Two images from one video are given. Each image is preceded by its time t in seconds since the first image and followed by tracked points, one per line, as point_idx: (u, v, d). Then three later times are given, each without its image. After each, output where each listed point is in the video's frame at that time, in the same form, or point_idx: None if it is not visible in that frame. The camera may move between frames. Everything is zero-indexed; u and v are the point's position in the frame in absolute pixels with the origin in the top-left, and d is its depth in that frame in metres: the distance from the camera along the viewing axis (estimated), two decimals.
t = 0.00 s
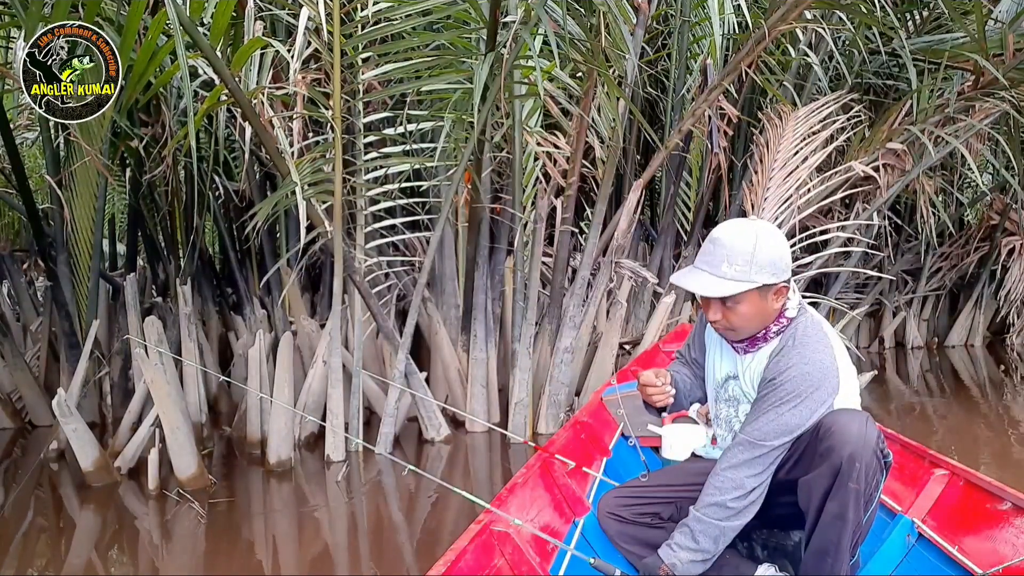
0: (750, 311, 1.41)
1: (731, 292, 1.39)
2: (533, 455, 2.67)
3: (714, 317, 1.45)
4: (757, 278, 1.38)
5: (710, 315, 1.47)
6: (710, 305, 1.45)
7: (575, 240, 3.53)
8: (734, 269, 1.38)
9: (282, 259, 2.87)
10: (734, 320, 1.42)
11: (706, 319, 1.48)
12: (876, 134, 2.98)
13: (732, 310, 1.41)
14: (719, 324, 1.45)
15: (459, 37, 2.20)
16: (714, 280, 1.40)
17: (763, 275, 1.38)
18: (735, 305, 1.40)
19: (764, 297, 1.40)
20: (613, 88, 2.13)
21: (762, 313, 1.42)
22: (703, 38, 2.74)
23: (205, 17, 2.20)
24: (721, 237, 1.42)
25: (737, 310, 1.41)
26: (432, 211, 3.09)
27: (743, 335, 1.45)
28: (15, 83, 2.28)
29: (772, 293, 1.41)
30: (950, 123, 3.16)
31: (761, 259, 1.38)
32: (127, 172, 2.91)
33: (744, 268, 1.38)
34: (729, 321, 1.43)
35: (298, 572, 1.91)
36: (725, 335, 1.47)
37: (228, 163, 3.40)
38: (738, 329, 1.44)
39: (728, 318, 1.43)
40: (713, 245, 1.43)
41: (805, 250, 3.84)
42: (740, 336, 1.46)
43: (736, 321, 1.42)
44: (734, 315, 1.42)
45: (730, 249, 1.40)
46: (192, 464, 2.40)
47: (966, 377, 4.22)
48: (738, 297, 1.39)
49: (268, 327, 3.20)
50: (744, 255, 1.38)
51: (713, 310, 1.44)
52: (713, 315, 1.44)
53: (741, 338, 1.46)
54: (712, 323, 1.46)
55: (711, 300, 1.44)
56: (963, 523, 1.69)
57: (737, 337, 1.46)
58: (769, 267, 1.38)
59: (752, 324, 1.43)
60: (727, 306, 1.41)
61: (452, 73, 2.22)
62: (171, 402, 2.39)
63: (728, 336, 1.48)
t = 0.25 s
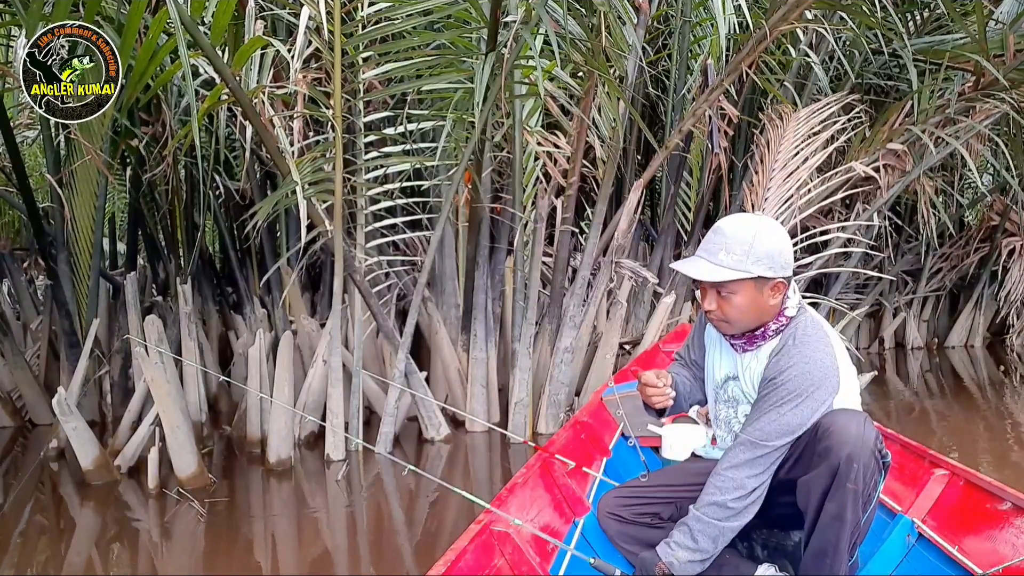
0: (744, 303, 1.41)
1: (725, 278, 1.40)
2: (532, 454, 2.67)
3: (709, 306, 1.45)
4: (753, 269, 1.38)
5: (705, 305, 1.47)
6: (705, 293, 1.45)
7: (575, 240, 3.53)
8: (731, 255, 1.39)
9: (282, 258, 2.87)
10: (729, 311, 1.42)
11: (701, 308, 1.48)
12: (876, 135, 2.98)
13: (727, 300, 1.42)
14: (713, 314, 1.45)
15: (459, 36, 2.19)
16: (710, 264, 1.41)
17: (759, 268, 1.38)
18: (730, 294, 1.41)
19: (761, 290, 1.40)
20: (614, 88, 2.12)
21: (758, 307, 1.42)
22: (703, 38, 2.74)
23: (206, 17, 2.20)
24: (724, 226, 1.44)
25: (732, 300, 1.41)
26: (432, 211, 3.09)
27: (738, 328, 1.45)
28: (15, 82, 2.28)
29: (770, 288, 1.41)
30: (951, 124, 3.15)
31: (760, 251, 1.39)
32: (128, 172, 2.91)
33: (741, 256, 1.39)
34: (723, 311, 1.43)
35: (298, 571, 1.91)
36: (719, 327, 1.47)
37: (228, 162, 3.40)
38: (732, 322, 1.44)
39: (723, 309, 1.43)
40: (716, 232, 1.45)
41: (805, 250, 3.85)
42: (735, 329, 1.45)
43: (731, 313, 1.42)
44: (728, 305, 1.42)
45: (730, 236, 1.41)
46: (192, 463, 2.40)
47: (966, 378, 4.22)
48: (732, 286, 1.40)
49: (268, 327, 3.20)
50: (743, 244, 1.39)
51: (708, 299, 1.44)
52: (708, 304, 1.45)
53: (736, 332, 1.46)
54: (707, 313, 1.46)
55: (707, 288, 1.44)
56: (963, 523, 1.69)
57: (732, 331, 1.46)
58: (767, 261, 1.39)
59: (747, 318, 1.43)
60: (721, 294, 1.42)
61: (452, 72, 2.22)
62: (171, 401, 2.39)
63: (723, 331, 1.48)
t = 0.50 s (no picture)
0: (747, 290, 1.42)
1: (727, 263, 1.40)
2: (532, 454, 2.67)
3: (711, 297, 1.45)
4: (754, 253, 1.40)
5: (705, 297, 1.47)
6: (705, 285, 1.46)
7: (575, 240, 3.53)
8: (731, 241, 1.40)
9: (282, 258, 2.87)
10: (732, 299, 1.43)
11: (701, 303, 1.48)
12: (876, 135, 2.98)
13: (729, 288, 1.42)
14: (716, 305, 1.45)
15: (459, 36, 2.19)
16: (710, 250, 1.42)
17: (760, 252, 1.40)
18: (732, 281, 1.41)
19: (762, 276, 1.42)
20: (614, 88, 2.12)
21: (760, 294, 1.43)
22: (703, 38, 2.74)
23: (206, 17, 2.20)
24: (720, 216, 1.46)
25: (734, 287, 1.42)
26: (432, 211, 3.09)
27: (742, 318, 1.45)
28: (15, 82, 2.28)
29: (770, 273, 1.43)
30: (951, 124, 3.15)
31: (759, 236, 1.41)
32: (128, 172, 2.91)
33: (741, 241, 1.40)
34: (726, 300, 1.43)
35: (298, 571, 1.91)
36: (721, 319, 1.47)
37: (228, 162, 3.40)
38: (735, 311, 1.44)
39: (726, 297, 1.43)
40: (712, 223, 1.46)
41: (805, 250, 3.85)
42: (738, 319, 1.45)
43: (734, 301, 1.43)
44: (731, 293, 1.42)
45: (728, 223, 1.42)
46: (192, 463, 2.40)
47: (966, 378, 4.22)
48: (734, 272, 1.41)
49: (268, 327, 3.20)
50: (742, 230, 1.41)
51: (710, 289, 1.44)
52: (709, 295, 1.45)
53: (739, 322, 1.46)
54: (708, 305, 1.46)
55: (707, 279, 1.45)
56: (963, 523, 1.69)
57: (735, 322, 1.46)
58: (766, 245, 1.41)
59: (750, 305, 1.43)
60: (724, 281, 1.42)
61: (452, 72, 2.21)
62: (171, 401, 2.40)
63: (725, 324, 1.48)
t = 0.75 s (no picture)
0: (750, 279, 1.40)
1: (728, 253, 1.39)
2: (532, 454, 2.67)
3: (714, 291, 1.42)
4: (754, 242, 1.39)
5: (706, 293, 1.44)
6: (706, 279, 1.44)
7: (575, 240, 3.53)
8: (730, 232, 1.40)
9: (282, 258, 2.87)
10: (736, 289, 1.40)
11: (703, 299, 1.46)
12: (876, 135, 2.98)
13: (732, 278, 1.40)
14: (719, 299, 1.42)
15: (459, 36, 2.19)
16: (710, 242, 1.41)
17: (760, 240, 1.39)
18: (734, 271, 1.40)
19: (763, 267, 1.41)
20: (614, 88, 2.13)
21: (762, 285, 1.42)
22: (703, 38, 2.74)
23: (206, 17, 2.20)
24: (715, 212, 1.46)
25: (737, 277, 1.40)
26: (432, 211, 3.09)
27: (746, 310, 1.43)
28: (15, 82, 2.28)
29: (771, 263, 1.42)
30: (951, 124, 3.15)
31: (757, 226, 1.40)
32: (128, 172, 2.91)
33: (740, 231, 1.40)
34: (730, 291, 1.41)
35: (297, 571, 1.90)
36: (725, 313, 1.44)
37: (228, 162, 3.40)
38: (740, 303, 1.42)
39: (729, 288, 1.41)
40: (707, 220, 1.46)
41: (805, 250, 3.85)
42: (743, 312, 1.43)
43: (738, 291, 1.41)
44: (734, 284, 1.40)
45: (725, 216, 1.42)
46: (192, 463, 2.40)
47: (966, 378, 4.22)
48: (736, 261, 1.40)
49: (268, 327, 3.20)
50: (741, 222, 1.41)
51: (712, 282, 1.42)
52: (712, 288, 1.42)
53: (743, 315, 1.44)
54: (711, 300, 1.43)
55: (708, 272, 1.43)
56: (963, 523, 1.69)
57: (739, 315, 1.44)
58: (765, 235, 1.40)
59: (754, 295, 1.41)
60: (726, 272, 1.40)
61: (452, 72, 2.21)
62: (172, 401, 2.40)
63: (729, 319, 1.45)
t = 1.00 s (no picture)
0: (750, 275, 1.41)
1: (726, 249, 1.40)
2: (532, 454, 2.67)
3: (713, 288, 1.43)
4: (752, 237, 1.40)
5: (706, 290, 1.44)
6: (706, 276, 1.44)
7: (575, 240, 3.53)
8: (728, 228, 1.41)
9: (281, 258, 2.87)
10: (735, 285, 1.41)
11: (702, 297, 1.46)
12: (876, 137, 2.99)
13: (732, 274, 1.41)
14: (719, 295, 1.42)
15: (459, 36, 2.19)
16: (708, 239, 1.42)
17: (757, 236, 1.40)
18: (733, 267, 1.41)
19: (762, 263, 1.42)
20: (614, 88, 2.13)
21: (762, 282, 1.42)
22: (704, 38, 2.74)
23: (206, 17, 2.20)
24: (711, 211, 1.47)
25: (737, 272, 1.41)
26: (432, 211, 3.09)
27: (745, 306, 1.43)
28: (15, 81, 2.28)
29: (769, 259, 1.43)
30: (951, 124, 3.15)
31: (754, 223, 1.42)
32: (127, 172, 2.91)
33: (738, 227, 1.41)
34: (730, 287, 1.41)
35: (297, 570, 1.90)
36: (725, 310, 1.44)
37: (228, 162, 3.40)
38: (739, 298, 1.42)
39: (729, 284, 1.41)
40: (705, 219, 1.47)
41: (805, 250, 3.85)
42: (742, 308, 1.43)
43: (738, 287, 1.41)
44: (734, 279, 1.41)
45: (722, 214, 1.43)
46: (192, 463, 2.40)
47: (966, 378, 4.22)
48: (735, 257, 1.41)
49: (268, 326, 3.20)
50: (739, 219, 1.42)
51: (711, 279, 1.43)
52: (711, 284, 1.43)
53: (743, 312, 1.44)
54: (710, 296, 1.44)
55: (708, 269, 1.44)
56: (962, 523, 1.69)
57: (739, 311, 1.44)
58: (762, 230, 1.41)
59: (754, 291, 1.42)
60: (725, 268, 1.41)
61: (451, 72, 2.21)
62: (172, 401, 2.40)
63: (729, 316, 1.45)
